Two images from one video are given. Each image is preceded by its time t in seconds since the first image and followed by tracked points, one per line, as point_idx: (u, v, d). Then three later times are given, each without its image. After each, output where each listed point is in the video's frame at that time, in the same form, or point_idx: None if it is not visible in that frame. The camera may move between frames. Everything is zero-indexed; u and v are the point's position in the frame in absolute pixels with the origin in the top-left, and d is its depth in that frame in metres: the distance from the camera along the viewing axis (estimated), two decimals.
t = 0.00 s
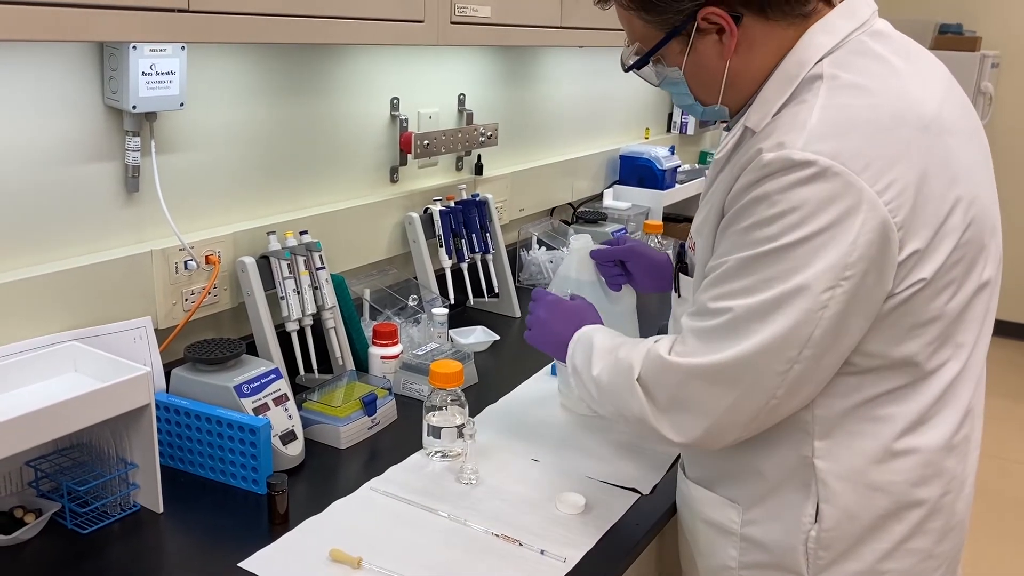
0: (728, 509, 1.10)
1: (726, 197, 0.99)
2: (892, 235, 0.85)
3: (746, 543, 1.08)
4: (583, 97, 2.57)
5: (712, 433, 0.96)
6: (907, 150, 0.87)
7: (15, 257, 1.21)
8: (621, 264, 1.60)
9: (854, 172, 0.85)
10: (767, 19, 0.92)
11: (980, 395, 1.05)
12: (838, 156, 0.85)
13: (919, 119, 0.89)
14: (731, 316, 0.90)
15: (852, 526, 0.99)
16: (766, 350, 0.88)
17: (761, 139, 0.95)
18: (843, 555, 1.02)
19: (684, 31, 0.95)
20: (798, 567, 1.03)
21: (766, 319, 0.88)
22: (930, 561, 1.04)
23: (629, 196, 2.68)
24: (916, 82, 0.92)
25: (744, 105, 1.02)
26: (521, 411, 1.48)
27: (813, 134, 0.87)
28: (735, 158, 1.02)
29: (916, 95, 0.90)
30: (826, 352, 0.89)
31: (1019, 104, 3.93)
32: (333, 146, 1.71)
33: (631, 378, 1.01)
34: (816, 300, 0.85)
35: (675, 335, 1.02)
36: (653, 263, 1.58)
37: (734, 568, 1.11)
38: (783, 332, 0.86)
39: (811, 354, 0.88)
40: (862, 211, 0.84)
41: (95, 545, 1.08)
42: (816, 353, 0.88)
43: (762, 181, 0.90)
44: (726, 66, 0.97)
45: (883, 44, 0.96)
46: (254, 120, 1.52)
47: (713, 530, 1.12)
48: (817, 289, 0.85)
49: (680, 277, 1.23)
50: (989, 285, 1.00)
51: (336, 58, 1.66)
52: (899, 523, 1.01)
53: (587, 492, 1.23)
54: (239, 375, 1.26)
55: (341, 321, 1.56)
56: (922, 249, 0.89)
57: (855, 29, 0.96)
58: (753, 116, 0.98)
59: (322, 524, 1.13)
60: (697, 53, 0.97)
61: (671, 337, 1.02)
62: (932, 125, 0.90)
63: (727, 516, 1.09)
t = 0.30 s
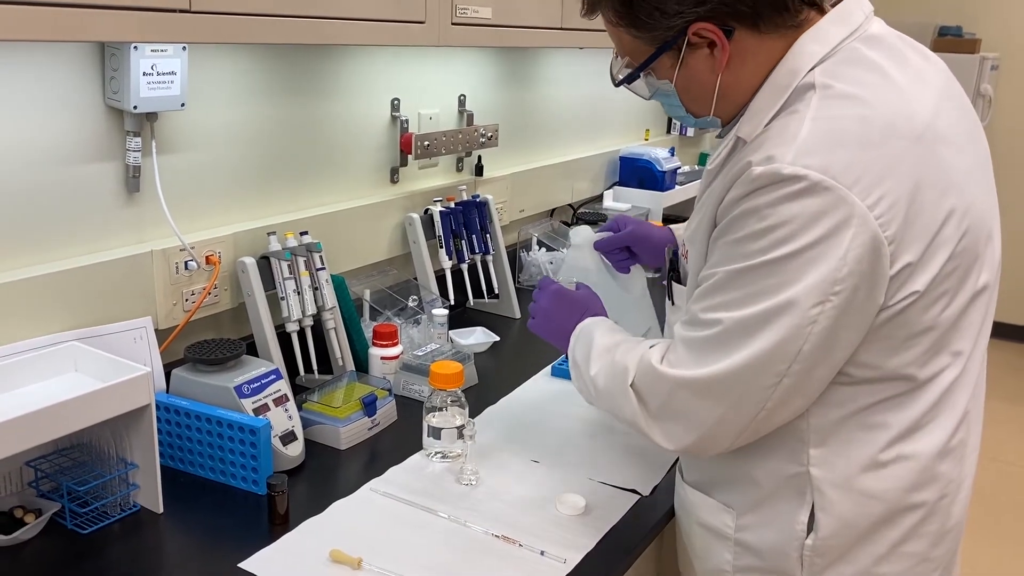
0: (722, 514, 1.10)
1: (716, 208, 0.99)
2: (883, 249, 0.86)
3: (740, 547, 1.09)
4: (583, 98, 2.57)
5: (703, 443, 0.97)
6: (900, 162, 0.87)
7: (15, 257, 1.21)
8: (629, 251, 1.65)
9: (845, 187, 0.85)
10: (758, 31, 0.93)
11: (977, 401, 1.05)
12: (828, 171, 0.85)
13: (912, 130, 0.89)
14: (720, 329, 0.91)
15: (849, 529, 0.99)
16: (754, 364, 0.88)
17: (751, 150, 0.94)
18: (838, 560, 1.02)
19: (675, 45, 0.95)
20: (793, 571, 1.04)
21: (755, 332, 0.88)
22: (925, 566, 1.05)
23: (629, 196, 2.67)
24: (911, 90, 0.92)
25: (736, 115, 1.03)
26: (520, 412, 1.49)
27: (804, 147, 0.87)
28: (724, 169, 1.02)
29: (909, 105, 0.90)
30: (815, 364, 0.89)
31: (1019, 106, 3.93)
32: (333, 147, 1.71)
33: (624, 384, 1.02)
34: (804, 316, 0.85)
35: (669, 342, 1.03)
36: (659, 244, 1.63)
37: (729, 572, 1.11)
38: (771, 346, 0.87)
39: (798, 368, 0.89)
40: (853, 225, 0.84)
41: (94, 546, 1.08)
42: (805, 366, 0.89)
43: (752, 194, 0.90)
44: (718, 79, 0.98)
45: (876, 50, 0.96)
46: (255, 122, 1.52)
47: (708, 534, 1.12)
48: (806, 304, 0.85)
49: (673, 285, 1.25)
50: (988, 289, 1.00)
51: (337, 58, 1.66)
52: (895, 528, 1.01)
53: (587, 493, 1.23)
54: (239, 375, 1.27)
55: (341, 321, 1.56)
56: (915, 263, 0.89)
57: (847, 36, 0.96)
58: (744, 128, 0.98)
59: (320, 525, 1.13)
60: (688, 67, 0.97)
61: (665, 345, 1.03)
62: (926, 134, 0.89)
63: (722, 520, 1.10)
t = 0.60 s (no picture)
0: (719, 518, 1.10)
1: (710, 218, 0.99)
2: (877, 262, 0.85)
3: (737, 552, 1.09)
4: (581, 99, 2.57)
5: (698, 453, 0.97)
6: (895, 173, 0.87)
7: (12, 257, 1.21)
8: (642, 252, 1.60)
9: (838, 199, 0.84)
10: (748, 49, 0.93)
11: (975, 406, 1.05)
12: (821, 183, 0.85)
13: (907, 140, 0.88)
14: (713, 341, 0.91)
15: (846, 533, 0.99)
16: (747, 377, 0.88)
17: (744, 161, 0.94)
18: (835, 565, 1.02)
19: (665, 69, 0.95)
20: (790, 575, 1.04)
21: (748, 345, 0.88)
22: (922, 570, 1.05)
23: (627, 199, 2.66)
24: (906, 100, 0.92)
25: (728, 133, 1.03)
26: (518, 414, 1.48)
27: (796, 159, 0.87)
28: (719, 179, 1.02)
29: (903, 116, 0.90)
30: (809, 376, 0.89)
31: (1019, 109, 3.94)
32: (330, 148, 1.71)
33: (621, 392, 1.02)
34: (798, 328, 0.85)
35: (665, 351, 1.03)
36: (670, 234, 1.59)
37: None
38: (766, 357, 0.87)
39: (792, 380, 0.89)
40: (847, 238, 0.84)
41: (90, 546, 1.08)
42: (798, 378, 0.88)
43: (744, 206, 0.89)
44: (711, 100, 0.98)
45: (869, 57, 0.96)
46: (251, 123, 1.52)
47: (704, 538, 1.12)
48: (800, 316, 0.85)
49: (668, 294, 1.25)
50: (986, 294, 1.00)
51: (334, 59, 1.66)
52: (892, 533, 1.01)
53: (584, 496, 1.23)
54: (236, 376, 1.26)
55: (338, 322, 1.56)
56: (910, 274, 0.88)
57: (840, 43, 0.96)
58: (739, 137, 0.98)
59: (316, 527, 1.12)
60: (680, 88, 0.97)
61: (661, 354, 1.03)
62: (921, 143, 0.89)
63: (718, 525, 1.10)
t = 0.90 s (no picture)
0: (719, 524, 1.10)
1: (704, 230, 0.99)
2: (872, 276, 0.85)
3: (737, 557, 1.09)
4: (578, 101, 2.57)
5: (694, 465, 0.97)
6: (891, 183, 0.86)
7: (7, 257, 1.21)
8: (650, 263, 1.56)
9: (832, 214, 0.84)
10: (741, 62, 0.93)
11: (976, 412, 1.04)
12: (813, 199, 0.84)
13: (902, 151, 0.88)
14: (708, 354, 0.91)
15: (845, 539, 0.98)
16: (742, 391, 0.88)
17: (737, 173, 0.94)
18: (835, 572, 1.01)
19: (660, 87, 0.95)
20: None
21: (742, 359, 0.88)
22: None
23: (624, 200, 2.67)
24: (902, 110, 0.91)
25: (724, 146, 1.02)
26: (514, 416, 1.48)
27: (789, 173, 0.86)
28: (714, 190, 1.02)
29: (898, 127, 0.90)
30: (804, 392, 0.89)
31: (1018, 111, 3.94)
32: (327, 150, 1.70)
33: (619, 402, 1.02)
34: (791, 344, 0.85)
35: (663, 362, 1.03)
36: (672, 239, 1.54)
37: None
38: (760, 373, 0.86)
39: (787, 395, 0.88)
40: (840, 253, 0.83)
41: (83, 548, 1.08)
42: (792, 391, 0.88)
43: (737, 220, 0.89)
44: (707, 115, 0.98)
45: (865, 66, 0.96)
46: (247, 124, 1.52)
47: (703, 541, 1.13)
48: (792, 332, 0.85)
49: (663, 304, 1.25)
50: (987, 300, 0.99)
51: (330, 60, 1.66)
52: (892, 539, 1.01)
53: (581, 499, 1.23)
54: (230, 377, 1.26)
55: (334, 324, 1.56)
56: (907, 287, 0.87)
57: (834, 52, 0.96)
58: (734, 149, 0.98)
59: (310, 530, 1.12)
60: (675, 105, 0.97)
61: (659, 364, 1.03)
62: (918, 152, 0.89)
63: (718, 530, 1.10)
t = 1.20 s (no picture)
0: (722, 528, 1.11)
1: (702, 240, 0.99)
2: (872, 286, 0.84)
3: (740, 561, 1.09)
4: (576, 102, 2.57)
5: (697, 475, 0.97)
6: (892, 191, 0.86)
7: (3, 258, 1.21)
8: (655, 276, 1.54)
9: (831, 225, 0.84)
10: (739, 73, 0.93)
11: (980, 417, 1.04)
12: (811, 210, 0.84)
13: (901, 159, 0.87)
14: (708, 365, 0.91)
15: (847, 543, 0.98)
16: (742, 402, 0.88)
17: (734, 184, 0.94)
18: None
19: (657, 99, 0.95)
20: None
21: (742, 370, 0.88)
22: None
23: (622, 203, 2.66)
24: (901, 117, 0.91)
25: (724, 155, 1.02)
26: (513, 418, 1.48)
27: (787, 185, 0.86)
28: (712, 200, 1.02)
29: (898, 134, 0.89)
30: (803, 403, 0.89)
31: (1017, 113, 3.94)
32: (325, 151, 1.70)
33: (620, 413, 1.02)
34: (790, 355, 0.85)
35: (664, 372, 1.03)
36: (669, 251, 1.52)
37: None
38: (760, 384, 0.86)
39: (786, 405, 0.88)
40: (840, 264, 0.83)
41: (80, 550, 1.07)
42: (792, 401, 0.88)
43: (735, 231, 0.89)
44: (705, 125, 0.98)
45: (862, 73, 0.95)
46: (244, 126, 1.51)
47: (706, 545, 1.13)
48: (791, 343, 0.84)
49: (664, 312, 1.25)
50: (990, 304, 0.99)
51: (328, 61, 1.65)
52: (895, 545, 1.01)
53: (581, 501, 1.22)
54: (228, 379, 1.25)
55: (331, 325, 1.56)
56: (908, 296, 0.87)
57: (831, 60, 0.96)
58: (732, 159, 0.98)
59: (307, 532, 1.11)
60: (673, 117, 0.97)
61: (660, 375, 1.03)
62: (918, 158, 0.88)
63: (721, 534, 1.11)
